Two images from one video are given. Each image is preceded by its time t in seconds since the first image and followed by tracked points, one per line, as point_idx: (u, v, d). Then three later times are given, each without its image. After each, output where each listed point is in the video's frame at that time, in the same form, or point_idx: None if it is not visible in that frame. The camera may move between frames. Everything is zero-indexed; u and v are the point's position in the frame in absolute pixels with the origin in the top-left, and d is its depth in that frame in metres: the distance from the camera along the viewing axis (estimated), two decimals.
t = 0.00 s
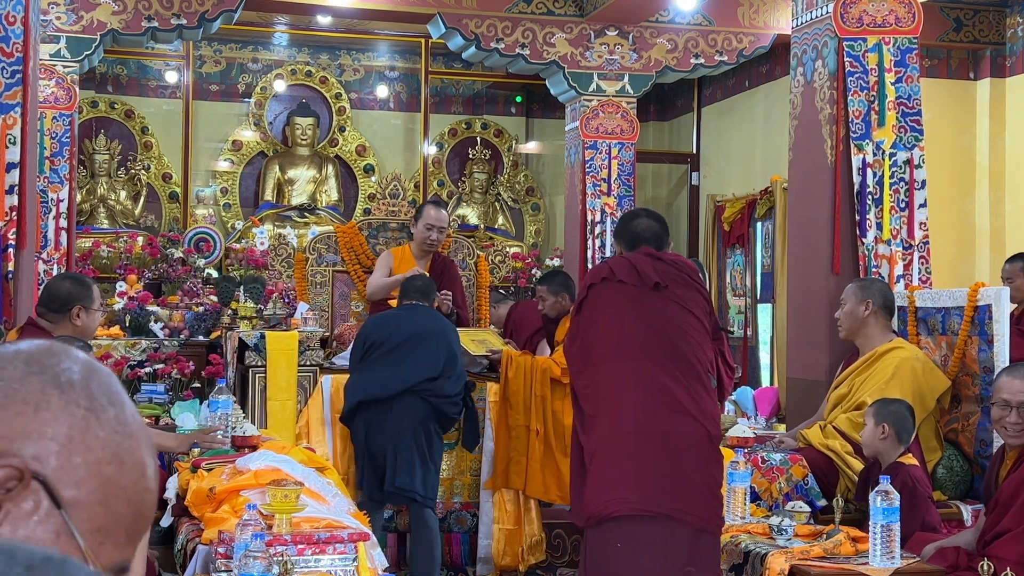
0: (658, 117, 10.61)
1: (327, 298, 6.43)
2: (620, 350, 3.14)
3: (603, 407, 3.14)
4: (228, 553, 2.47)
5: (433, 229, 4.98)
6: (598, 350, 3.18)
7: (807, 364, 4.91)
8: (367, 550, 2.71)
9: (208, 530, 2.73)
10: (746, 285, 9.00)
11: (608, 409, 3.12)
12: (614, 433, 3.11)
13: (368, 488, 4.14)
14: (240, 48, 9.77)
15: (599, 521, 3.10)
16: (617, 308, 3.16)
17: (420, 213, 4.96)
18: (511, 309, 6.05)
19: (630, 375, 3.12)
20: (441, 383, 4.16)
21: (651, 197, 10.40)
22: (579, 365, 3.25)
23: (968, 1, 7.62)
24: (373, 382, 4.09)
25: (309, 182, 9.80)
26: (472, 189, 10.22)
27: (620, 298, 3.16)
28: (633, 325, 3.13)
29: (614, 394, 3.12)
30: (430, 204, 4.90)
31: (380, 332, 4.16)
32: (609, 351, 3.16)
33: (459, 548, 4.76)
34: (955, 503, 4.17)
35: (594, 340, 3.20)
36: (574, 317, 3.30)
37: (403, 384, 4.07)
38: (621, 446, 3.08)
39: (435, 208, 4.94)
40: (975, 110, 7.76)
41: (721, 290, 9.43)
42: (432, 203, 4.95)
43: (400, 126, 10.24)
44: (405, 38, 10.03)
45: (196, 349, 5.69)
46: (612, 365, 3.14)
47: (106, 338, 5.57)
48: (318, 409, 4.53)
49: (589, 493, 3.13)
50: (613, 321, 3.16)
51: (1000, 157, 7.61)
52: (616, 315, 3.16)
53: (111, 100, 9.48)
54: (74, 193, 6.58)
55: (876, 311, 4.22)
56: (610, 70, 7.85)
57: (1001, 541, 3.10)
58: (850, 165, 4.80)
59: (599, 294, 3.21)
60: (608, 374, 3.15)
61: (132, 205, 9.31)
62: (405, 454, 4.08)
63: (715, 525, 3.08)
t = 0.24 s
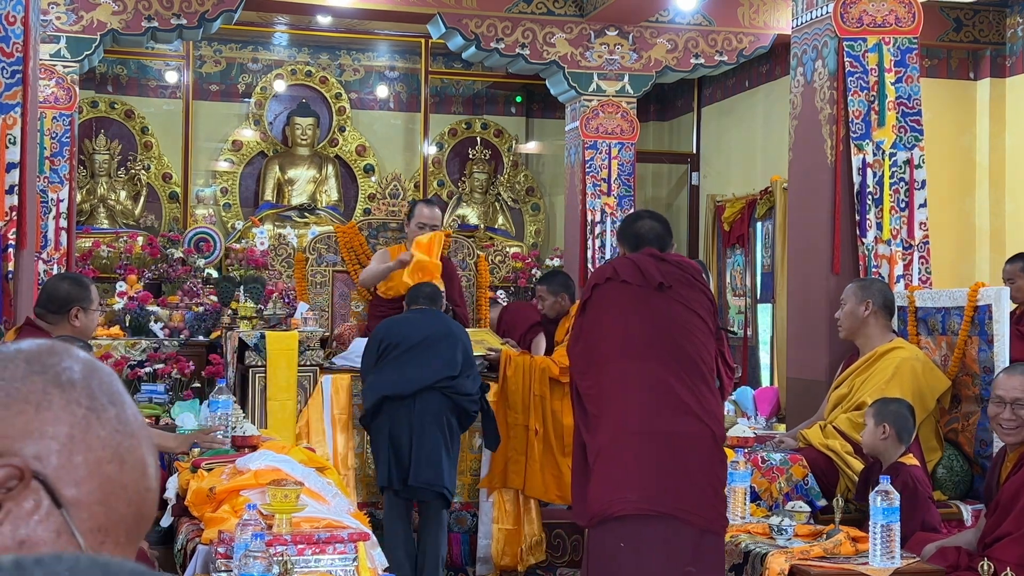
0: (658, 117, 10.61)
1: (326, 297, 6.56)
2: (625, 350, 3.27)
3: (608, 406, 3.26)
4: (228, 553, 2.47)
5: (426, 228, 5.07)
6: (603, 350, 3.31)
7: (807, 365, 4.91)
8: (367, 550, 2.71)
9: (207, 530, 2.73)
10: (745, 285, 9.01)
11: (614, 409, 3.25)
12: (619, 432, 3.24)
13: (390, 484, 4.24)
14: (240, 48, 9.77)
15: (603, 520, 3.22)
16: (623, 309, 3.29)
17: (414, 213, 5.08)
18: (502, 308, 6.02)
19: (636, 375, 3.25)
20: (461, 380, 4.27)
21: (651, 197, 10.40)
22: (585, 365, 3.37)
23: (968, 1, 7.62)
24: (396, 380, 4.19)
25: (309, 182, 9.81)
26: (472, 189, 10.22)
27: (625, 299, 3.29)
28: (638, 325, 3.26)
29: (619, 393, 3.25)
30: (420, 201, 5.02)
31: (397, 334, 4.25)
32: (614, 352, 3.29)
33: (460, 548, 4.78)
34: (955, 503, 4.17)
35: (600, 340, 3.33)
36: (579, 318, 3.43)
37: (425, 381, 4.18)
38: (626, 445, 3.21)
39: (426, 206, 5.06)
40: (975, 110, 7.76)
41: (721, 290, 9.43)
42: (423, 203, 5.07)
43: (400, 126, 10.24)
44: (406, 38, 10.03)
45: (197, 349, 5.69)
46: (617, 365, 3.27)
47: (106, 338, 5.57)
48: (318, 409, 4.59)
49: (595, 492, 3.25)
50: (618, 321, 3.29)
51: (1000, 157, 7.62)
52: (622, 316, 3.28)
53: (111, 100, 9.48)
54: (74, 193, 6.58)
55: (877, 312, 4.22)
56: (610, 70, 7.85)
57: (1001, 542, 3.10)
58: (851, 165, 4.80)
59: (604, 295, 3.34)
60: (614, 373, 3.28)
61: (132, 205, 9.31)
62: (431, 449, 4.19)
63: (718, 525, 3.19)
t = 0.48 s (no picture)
0: (658, 117, 10.61)
1: (327, 298, 6.56)
2: (627, 350, 3.27)
3: (610, 406, 3.27)
4: (228, 553, 2.47)
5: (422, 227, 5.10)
6: (605, 350, 3.31)
7: (807, 365, 4.91)
8: (366, 550, 2.71)
9: (207, 530, 2.73)
10: (745, 285, 9.01)
11: (615, 409, 3.25)
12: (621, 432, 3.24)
13: (396, 483, 4.23)
14: (240, 48, 9.77)
15: (604, 520, 3.22)
16: (624, 309, 3.29)
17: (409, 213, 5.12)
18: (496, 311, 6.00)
19: (637, 375, 3.25)
20: (466, 382, 4.28)
21: (651, 197, 10.40)
22: (586, 366, 3.37)
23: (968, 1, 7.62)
24: (400, 381, 4.18)
25: (309, 182, 9.81)
26: (472, 189, 10.22)
27: (626, 299, 3.28)
28: (639, 325, 3.26)
29: (621, 393, 3.25)
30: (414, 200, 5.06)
31: (399, 335, 4.27)
32: (616, 352, 3.29)
33: (460, 548, 4.78)
34: (955, 503, 4.17)
35: (601, 340, 3.33)
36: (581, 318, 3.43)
37: (432, 380, 4.19)
38: (628, 445, 3.21)
39: (421, 207, 5.11)
40: (975, 110, 7.76)
41: (721, 290, 9.44)
42: (417, 203, 5.11)
43: (400, 126, 10.23)
44: (405, 38, 10.03)
45: (197, 349, 5.69)
46: (618, 365, 3.27)
47: (106, 338, 5.57)
48: (318, 408, 4.59)
49: (596, 491, 3.25)
50: (620, 321, 3.29)
51: (1000, 157, 7.61)
52: (623, 316, 3.28)
53: (111, 100, 9.48)
54: (74, 193, 6.58)
55: (877, 312, 4.22)
56: (610, 70, 7.85)
57: (1001, 542, 3.09)
58: (851, 165, 4.80)
59: (606, 295, 3.34)
60: (615, 373, 3.28)
61: (132, 205, 9.31)
62: (438, 448, 4.21)
63: (719, 525, 3.19)
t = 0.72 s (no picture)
0: (658, 117, 10.61)
1: (326, 299, 6.54)
2: (629, 350, 3.27)
3: (612, 406, 3.27)
4: (228, 553, 2.47)
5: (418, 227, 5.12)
6: (607, 350, 3.31)
7: (806, 365, 4.92)
8: (366, 550, 2.71)
9: (207, 530, 2.74)
10: (745, 285, 9.01)
11: (617, 409, 3.25)
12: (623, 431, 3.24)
13: (398, 482, 4.22)
14: (240, 48, 9.77)
15: (606, 519, 3.22)
16: (626, 309, 3.29)
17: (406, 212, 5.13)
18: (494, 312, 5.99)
19: (639, 375, 3.25)
20: (466, 382, 4.29)
21: (651, 197, 10.41)
22: (589, 365, 3.37)
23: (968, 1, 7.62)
24: (401, 380, 4.19)
25: (309, 182, 9.81)
26: (472, 189, 10.22)
27: (629, 298, 3.29)
28: (642, 325, 3.26)
29: (623, 393, 3.25)
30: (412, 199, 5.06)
31: (399, 336, 4.28)
32: (618, 352, 3.29)
33: (460, 548, 4.79)
34: (955, 503, 4.17)
35: (603, 340, 3.34)
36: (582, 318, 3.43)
37: (433, 378, 4.20)
38: (630, 445, 3.21)
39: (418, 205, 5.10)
40: (975, 110, 7.77)
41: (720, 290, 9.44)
42: (414, 202, 5.11)
43: (400, 126, 10.24)
44: (405, 38, 10.03)
45: (197, 349, 5.70)
46: (621, 365, 3.28)
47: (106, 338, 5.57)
48: (318, 409, 4.61)
49: (598, 491, 3.25)
50: (622, 321, 3.29)
51: (1000, 157, 7.61)
52: (625, 315, 3.28)
53: (111, 100, 9.48)
54: (74, 193, 6.57)
55: (877, 312, 4.22)
56: (610, 70, 7.85)
57: (1001, 543, 3.09)
58: (850, 165, 4.80)
59: (607, 295, 3.34)
60: (617, 373, 3.28)
61: (132, 205, 9.31)
62: (439, 448, 4.21)
63: (721, 526, 3.19)
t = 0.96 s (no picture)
0: (658, 117, 10.61)
1: (326, 299, 6.56)
2: (631, 350, 3.30)
3: (614, 406, 3.29)
4: (228, 553, 2.47)
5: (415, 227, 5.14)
6: (609, 350, 3.34)
7: (807, 365, 4.91)
8: (367, 550, 2.70)
9: (208, 530, 2.73)
10: (746, 285, 9.00)
11: (620, 409, 3.28)
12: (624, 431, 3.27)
13: (399, 481, 4.22)
14: (240, 48, 9.77)
15: (609, 518, 3.25)
16: (627, 309, 3.31)
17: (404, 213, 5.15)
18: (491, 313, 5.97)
19: (641, 376, 3.27)
20: (466, 382, 4.30)
21: (651, 197, 10.40)
22: (590, 365, 3.40)
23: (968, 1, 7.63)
24: (402, 379, 4.20)
25: (309, 182, 9.81)
26: (472, 189, 10.21)
27: (630, 299, 3.31)
28: (643, 325, 3.28)
29: (625, 393, 3.28)
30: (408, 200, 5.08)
31: (399, 337, 4.29)
32: (620, 352, 3.31)
33: (460, 548, 4.78)
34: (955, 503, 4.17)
35: (605, 340, 3.36)
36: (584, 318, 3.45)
37: (433, 377, 4.21)
38: (632, 445, 3.24)
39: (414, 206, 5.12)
40: (975, 110, 7.77)
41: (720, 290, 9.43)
42: (412, 203, 5.12)
43: (400, 126, 10.23)
44: (405, 38, 10.04)
45: (197, 349, 5.69)
46: (623, 365, 3.30)
47: (106, 338, 5.56)
48: (318, 409, 4.63)
49: (600, 490, 3.28)
50: (623, 321, 3.31)
51: (1000, 157, 7.61)
52: (627, 315, 3.31)
53: (111, 100, 9.48)
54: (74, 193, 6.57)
55: (877, 312, 4.22)
56: (610, 70, 7.85)
57: (1000, 543, 3.09)
58: (851, 165, 4.80)
59: (609, 295, 3.36)
60: (619, 373, 3.31)
61: (132, 204, 9.30)
62: (439, 447, 4.21)
63: (722, 525, 3.21)
